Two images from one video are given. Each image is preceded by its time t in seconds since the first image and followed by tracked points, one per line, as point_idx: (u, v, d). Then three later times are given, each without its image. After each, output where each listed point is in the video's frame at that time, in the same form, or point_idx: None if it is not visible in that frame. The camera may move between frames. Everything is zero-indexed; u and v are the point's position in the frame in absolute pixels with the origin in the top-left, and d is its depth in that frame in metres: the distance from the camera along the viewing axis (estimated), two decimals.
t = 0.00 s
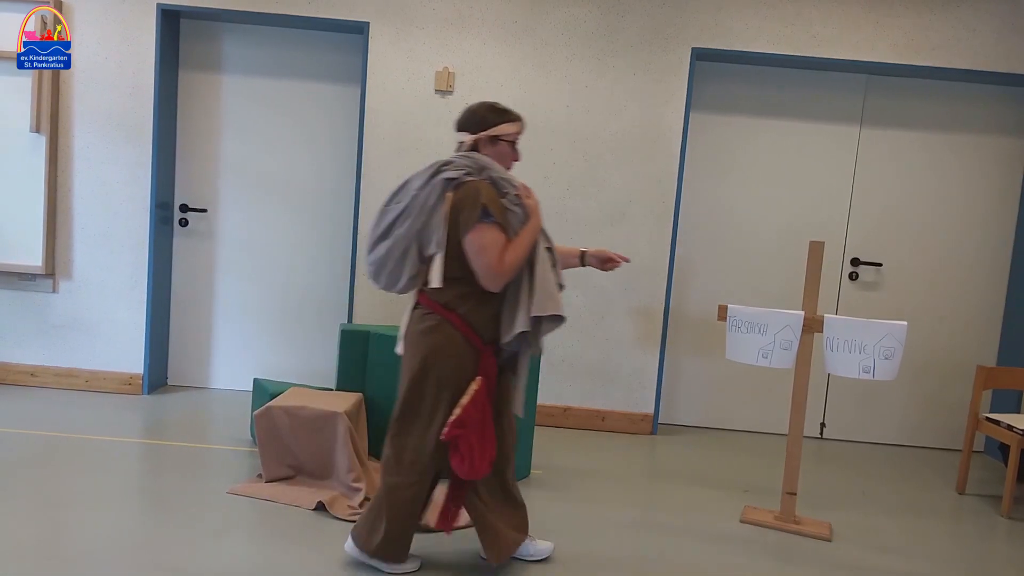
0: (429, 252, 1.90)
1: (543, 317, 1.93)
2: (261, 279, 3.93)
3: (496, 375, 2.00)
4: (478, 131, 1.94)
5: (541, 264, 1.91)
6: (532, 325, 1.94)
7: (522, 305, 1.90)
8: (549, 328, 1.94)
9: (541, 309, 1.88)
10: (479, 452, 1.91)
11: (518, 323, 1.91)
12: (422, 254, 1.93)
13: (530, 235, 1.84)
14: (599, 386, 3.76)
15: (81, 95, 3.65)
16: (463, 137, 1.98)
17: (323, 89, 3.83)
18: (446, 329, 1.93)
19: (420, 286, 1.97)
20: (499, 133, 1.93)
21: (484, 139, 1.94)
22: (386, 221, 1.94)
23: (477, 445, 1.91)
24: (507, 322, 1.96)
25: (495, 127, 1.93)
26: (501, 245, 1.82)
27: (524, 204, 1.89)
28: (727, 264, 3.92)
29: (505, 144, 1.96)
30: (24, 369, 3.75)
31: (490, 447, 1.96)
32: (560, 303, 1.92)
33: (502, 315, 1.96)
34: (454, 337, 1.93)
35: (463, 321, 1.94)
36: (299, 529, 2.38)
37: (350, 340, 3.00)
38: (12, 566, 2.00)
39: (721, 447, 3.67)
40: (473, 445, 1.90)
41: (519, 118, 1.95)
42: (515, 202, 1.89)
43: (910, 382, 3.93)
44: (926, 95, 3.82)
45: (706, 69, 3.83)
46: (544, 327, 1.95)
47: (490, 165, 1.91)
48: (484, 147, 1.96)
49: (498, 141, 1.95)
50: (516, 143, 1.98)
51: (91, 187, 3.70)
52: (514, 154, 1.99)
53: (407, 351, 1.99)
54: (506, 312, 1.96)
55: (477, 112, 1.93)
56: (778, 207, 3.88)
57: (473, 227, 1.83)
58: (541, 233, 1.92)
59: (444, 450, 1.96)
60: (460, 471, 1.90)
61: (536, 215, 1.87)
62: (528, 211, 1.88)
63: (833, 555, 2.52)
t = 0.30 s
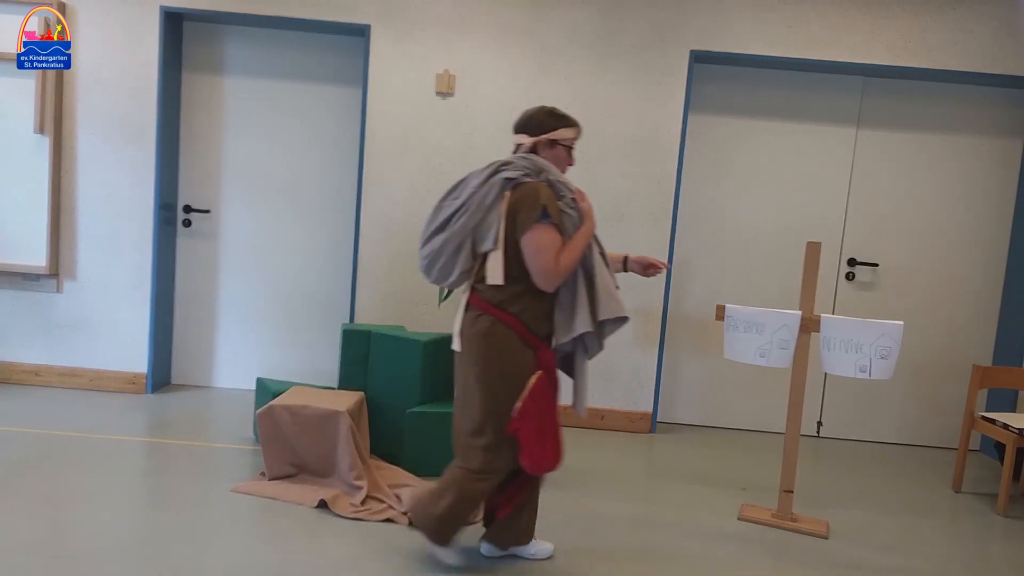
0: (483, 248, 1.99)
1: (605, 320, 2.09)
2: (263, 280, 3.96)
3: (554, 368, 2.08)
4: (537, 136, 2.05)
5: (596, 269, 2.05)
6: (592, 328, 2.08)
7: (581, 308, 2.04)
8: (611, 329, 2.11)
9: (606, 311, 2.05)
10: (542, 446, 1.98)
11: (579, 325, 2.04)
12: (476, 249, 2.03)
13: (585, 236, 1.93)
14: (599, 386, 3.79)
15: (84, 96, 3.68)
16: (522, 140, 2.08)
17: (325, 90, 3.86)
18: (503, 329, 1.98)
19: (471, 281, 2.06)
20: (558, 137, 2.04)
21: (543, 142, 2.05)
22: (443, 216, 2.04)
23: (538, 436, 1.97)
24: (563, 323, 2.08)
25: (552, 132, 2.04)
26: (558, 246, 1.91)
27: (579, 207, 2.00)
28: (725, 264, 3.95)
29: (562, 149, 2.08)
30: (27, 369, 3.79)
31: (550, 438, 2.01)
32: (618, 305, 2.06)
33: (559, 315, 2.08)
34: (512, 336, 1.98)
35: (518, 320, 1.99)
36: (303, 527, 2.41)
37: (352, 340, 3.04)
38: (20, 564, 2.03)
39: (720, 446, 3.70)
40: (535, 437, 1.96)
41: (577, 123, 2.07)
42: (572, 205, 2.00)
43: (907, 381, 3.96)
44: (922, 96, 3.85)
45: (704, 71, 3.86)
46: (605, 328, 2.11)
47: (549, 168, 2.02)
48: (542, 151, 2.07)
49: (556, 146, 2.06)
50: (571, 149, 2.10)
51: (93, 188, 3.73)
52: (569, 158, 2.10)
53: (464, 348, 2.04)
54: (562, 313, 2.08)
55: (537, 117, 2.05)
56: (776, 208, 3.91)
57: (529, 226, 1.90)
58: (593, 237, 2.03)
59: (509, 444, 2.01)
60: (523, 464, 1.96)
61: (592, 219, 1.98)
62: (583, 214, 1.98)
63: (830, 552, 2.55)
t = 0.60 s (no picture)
0: (531, 255, 1.94)
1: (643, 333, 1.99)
2: (264, 280, 3.96)
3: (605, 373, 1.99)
4: (590, 143, 2.01)
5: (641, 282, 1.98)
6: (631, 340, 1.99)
7: (623, 321, 1.94)
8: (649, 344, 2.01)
9: (646, 325, 1.96)
10: (603, 450, 1.90)
11: (620, 338, 1.94)
12: (523, 256, 1.98)
13: (633, 249, 1.89)
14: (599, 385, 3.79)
15: (84, 96, 3.68)
16: (573, 146, 2.04)
17: (325, 91, 3.86)
18: (552, 336, 1.92)
19: (515, 287, 2.01)
20: (612, 146, 2.00)
21: (596, 151, 2.01)
22: (491, 220, 2.00)
23: (599, 442, 1.90)
24: (604, 335, 1.97)
25: (606, 140, 2.00)
26: (608, 258, 1.85)
27: (629, 219, 1.94)
28: (725, 264, 3.95)
29: (614, 158, 2.03)
30: (27, 369, 3.79)
31: (611, 443, 1.93)
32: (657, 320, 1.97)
33: (597, 326, 1.98)
34: (562, 343, 1.93)
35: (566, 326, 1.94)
36: (302, 527, 2.41)
37: (352, 341, 3.04)
38: (19, 564, 2.03)
39: (720, 446, 3.70)
40: (594, 444, 1.89)
41: (631, 134, 2.03)
42: (622, 216, 1.94)
43: (907, 381, 3.96)
44: (922, 96, 3.85)
45: (704, 71, 3.86)
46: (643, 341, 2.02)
47: (601, 177, 1.97)
48: (594, 158, 2.03)
49: (608, 155, 2.02)
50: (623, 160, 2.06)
51: (93, 188, 3.73)
52: (618, 169, 2.06)
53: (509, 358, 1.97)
54: (602, 326, 1.98)
55: (590, 125, 2.00)
56: (776, 207, 3.91)
57: (581, 236, 1.85)
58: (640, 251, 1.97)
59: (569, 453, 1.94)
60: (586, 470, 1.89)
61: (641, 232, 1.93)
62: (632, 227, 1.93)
63: (830, 552, 2.55)
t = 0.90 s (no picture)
0: (590, 262, 1.93)
1: (701, 347, 2.02)
2: (265, 280, 3.96)
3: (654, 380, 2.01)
4: (647, 149, 2.01)
5: (694, 297, 2.02)
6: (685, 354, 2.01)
7: (677, 335, 1.97)
8: (704, 357, 2.04)
9: (707, 340, 2.00)
10: (659, 458, 1.92)
11: (675, 351, 1.97)
12: (580, 262, 1.96)
13: (689, 261, 1.91)
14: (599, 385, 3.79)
15: (84, 95, 3.68)
16: (630, 150, 2.03)
17: (325, 91, 3.86)
18: (609, 342, 1.92)
19: (569, 294, 1.99)
20: (670, 152, 2.00)
21: (655, 157, 2.01)
22: (549, 226, 1.99)
23: (653, 448, 1.92)
24: (655, 347, 1.99)
25: (664, 147, 2.00)
26: (665, 270, 1.87)
27: (685, 229, 1.96)
28: (725, 264, 3.95)
29: (670, 165, 2.03)
30: (28, 369, 3.79)
31: (665, 451, 1.95)
32: (715, 334, 2.01)
33: (649, 339, 1.99)
34: (618, 349, 1.93)
35: (624, 334, 1.94)
36: (303, 527, 2.41)
37: (352, 340, 3.04)
38: (20, 564, 2.03)
39: (720, 446, 3.69)
40: (650, 449, 1.91)
41: (687, 140, 2.03)
42: (679, 226, 1.95)
43: (907, 381, 3.96)
44: (922, 96, 3.85)
45: (704, 70, 3.86)
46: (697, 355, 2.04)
47: (659, 184, 1.97)
48: (651, 164, 2.02)
49: (665, 161, 2.03)
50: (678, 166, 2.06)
51: (93, 188, 3.73)
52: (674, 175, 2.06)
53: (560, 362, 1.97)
54: (653, 338, 1.99)
55: (649, 130, 2.00)
56: (776, 207, 3.91)
57: (641, 247, 1.85)
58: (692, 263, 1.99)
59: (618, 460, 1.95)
60: (642, 478, 1.90)
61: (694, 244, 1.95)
62: (688, 238, 1.95)
63: (830, 552, 2.55)
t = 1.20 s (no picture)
0: (618, 262, 1.92)
1: (728, 349, 1.99)
2: (264, 279, 3.96)
3: (676, 384, 2.02)
4: (675, 148, 2.01)
5: (722, 299, 2.00)
6: (712, 356, 1.99)
7: (704, 337, 1.95)
8: (732, 360, 2.00)
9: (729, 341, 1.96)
10: (680, 464, 1.93)
11: (701, 353, 1.95)
12: (608, 263, 1.95)
13: (718, 262, 1.90)
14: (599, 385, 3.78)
15: (84, 95, 3.67)
16: (658, 149, 2.04)
17: (326, 91, 3.85)
18: (634, 345, 1.93)
19: (598, 294, 1.98)
20: (696, 151, 2.00)
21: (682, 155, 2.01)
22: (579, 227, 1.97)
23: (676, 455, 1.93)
24: (682, 348, 1.99)
25: (690, 146, 2.00)
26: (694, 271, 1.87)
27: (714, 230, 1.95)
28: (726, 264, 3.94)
29: (696, 164, 2.03)
30: (27, 369, 3.78)
31: (687, 459, 1.97)
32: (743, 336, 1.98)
33: (676, 340, 2.00)
34: (642, 353, 1.93)
35: (648, 337, 1.94)
36: (303, 527, 2.40)
37: (352, 341, 3.04)
38: (19, 565, 2.03)
39: (720, 447, 3.69)
40: (674, 456, 1.92)
41: (715, 140, 2.03)
42: (707, 226, 1.95)
43: (907, 381, 3.96)
44: (923, 96, 3.85)
45: (704, 70, 3.85)
46: (725, 358, 2.02)
47: (688, 184, 1.98)
48: (678, 163, 2.02)
49: (693, 160, 2.02)
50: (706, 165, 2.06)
51: (92, 188, 3.72)
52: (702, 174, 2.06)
53: (586, 365, 1.97)
54: (680, 340, 2.00)
55: (677, 129, 2.01)
56: (776, 207, 3.90)
57: (670, 247, 1.86)
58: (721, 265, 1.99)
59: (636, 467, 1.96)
60: (662, 484, 1.92)
61: (722, 246, 1.94)
62: (717, 240, 1.95)
63: (831, 553, 2.54)
